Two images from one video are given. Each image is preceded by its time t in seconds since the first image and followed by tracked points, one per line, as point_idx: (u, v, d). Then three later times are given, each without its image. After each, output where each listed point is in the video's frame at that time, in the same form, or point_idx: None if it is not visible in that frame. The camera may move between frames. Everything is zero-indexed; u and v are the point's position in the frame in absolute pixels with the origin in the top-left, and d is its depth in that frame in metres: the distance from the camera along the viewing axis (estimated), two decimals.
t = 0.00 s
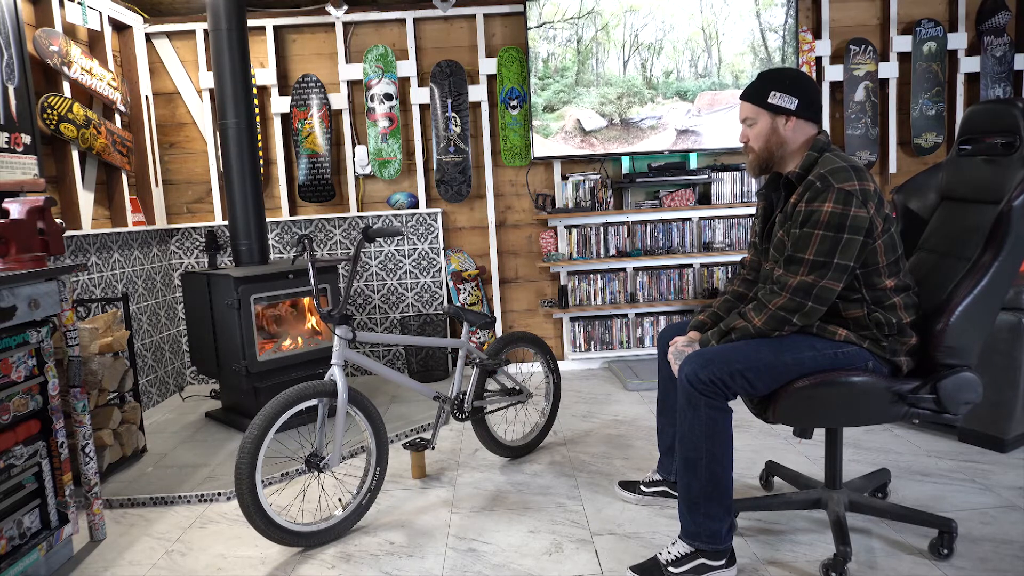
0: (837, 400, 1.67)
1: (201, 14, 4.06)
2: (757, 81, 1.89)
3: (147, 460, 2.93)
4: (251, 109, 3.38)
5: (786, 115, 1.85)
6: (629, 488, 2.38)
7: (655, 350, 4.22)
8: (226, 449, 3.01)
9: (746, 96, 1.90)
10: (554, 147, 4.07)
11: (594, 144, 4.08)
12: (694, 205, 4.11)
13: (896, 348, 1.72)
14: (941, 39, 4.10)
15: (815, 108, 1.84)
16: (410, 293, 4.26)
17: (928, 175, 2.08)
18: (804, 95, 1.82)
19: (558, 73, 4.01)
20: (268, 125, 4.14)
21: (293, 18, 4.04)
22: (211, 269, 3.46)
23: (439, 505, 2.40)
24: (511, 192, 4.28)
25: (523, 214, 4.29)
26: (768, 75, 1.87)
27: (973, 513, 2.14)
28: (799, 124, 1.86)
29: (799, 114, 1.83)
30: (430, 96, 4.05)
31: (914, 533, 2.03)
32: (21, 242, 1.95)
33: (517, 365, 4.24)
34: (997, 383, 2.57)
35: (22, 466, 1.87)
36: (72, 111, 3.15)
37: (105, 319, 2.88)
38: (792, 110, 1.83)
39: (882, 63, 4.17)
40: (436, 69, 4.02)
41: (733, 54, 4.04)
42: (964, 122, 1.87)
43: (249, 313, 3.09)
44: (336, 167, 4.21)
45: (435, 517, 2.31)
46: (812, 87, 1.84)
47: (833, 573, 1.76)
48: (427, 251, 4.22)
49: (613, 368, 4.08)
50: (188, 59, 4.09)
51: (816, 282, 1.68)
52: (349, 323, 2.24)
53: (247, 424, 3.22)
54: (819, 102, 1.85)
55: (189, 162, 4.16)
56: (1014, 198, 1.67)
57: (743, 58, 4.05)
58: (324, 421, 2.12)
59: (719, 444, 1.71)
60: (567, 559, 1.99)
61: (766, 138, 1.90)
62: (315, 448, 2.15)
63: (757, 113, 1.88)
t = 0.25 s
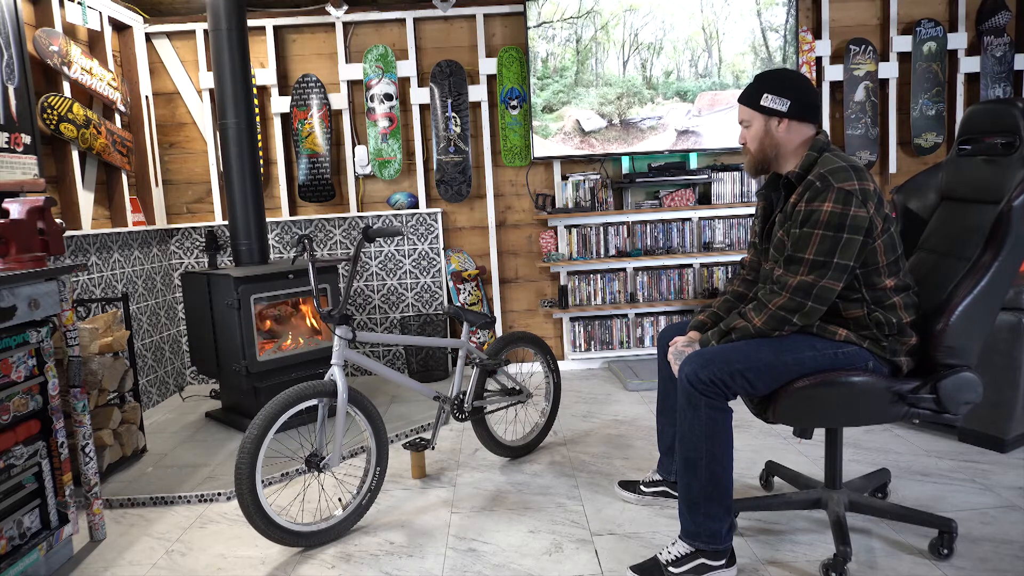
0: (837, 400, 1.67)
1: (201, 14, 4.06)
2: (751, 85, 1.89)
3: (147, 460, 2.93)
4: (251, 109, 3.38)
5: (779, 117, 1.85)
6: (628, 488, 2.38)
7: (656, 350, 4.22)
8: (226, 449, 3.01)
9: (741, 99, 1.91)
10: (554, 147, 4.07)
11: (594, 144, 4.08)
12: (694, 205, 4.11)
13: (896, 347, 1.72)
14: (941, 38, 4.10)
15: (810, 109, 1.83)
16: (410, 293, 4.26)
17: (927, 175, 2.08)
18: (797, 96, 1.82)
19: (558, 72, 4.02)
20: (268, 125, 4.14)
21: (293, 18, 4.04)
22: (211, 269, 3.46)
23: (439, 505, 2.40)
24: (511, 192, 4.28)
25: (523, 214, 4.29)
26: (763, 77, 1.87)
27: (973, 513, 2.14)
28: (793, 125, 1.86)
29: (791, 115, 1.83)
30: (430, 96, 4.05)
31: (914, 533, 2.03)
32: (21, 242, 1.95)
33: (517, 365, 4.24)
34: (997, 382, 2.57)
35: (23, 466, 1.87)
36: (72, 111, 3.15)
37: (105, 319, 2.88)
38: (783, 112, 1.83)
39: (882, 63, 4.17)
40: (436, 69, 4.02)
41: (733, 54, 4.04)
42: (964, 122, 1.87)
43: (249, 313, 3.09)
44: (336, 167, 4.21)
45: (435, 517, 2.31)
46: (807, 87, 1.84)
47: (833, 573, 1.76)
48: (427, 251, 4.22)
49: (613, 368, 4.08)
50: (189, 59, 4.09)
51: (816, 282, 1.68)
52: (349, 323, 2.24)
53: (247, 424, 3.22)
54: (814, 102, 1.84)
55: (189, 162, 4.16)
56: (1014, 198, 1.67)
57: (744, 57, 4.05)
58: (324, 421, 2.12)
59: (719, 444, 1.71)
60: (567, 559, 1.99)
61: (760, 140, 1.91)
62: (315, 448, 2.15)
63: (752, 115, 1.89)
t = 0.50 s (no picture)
0: (838, 400, 1.67)
1: (201, 14, 4.06)
2: (748, 87, 1.90)
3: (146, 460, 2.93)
4: (251, 109, 3.38)
5: (776, 118, 1.85)
6: (628, 488, 2.38)
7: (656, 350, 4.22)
8: (226, 449, 3.01)
9: (740, 101, 1.91)
10: (554, 147, 4.07)
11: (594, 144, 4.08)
12: (694, 205, 4.11)
13: (896, 347, 1.72)
14: (941, 38, 4.10)
15: (807, 108, 1.83)
16: (410, 293, 4.26)
17: (927, 175, 2.08)
18: (793, 97, 1.82)
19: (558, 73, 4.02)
20: (268, 125, 4.14)
21: (293, 18, 4.04)
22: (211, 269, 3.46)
23: (439, 505, 2.40)
24: (511, 192, 4.28)
25: (523, 214, 4.29)
26: (761, 78, 1.88)
27: (973, 513, 2.14)
28: (790, 125, 1.86)
29: (787, 116, 1.83)
30: (430, 96, 4.04)
31: (914, 533, 2.03)
32: (21, 242, 1.95)
33: (517, 365, 4.24)
34: (997, 382, 2.57)
35: (22, 466, 1.87)
36: (72, 111, 3.15)
37: (105, 319, 2.88)
38: (779, 113, 1.83)
39: (882, 63, 4.17)
40: (436, 69, 4.02)
41: (734, 53, 4.04)
42: (964, 122, 1.87)
43: (249, 313, 3.09)
44: (336, 167, 4.21)
45: (435, 517, 2.31)
46: (803, 87, 1.83)
47: (833, 573, 1.76)
48: (427, 251, 4.22)
49: (613, 368, 4.08)
50: (189, 59, 4.09)
51: (816, 282, 1.68)
52: (348, 323, 2.24)
53: (247, 424, 3.22)
54: (811, 101, 1.83)
55: (189, 162, 4.16)
56: (1014, 198, 1.67)
57: (745, 57, 4.05)
58: (324, 421, 2.12)
59: (720, 445, 1.71)
60: (567, 559, 1.99)
61: (758, 142, 1.91)
62: (315, 448, 2.15)
63: (750, 117, 1.89)
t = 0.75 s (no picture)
0: (838, 400, 1.67)
1: (201, 14, 4.06)
2: (747, 88, 1.90)
3: (146, 460, 2.93)
4: (251, 109, 3.38)
5: (774, 118, 1.85)
6: (628, 488, 2.38)
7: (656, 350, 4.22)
8: (226, 449, 3.01)
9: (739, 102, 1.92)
10: (554, 147, 4.07)
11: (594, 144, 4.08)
12: (694, 205, 4.11)
13: (896, 347, 1.72)
14: (941, 38, 4.10)
15: (805, 108, 1.83)
16: (410, 293, 4.26)
17: (926, 175, 2.08)
18: (792, 97, 1.82)
19: (557, 73, 4.02)
20: (268, 125, 4.14)
21: (293, 18, 4.04)
22: (211, 269, 3.46)
23: (439, 505, 2.40)
24: (511, 192, 4.28)
25: (523, 214, 4.29)
26: (759, 79, 1.88)
27: (973, 513, 2.14)
28: (789, 125, 1.86)
29: (786, 116, 1.83)
30: (430, 96, 4.05)
31: (914, 533, 2.03)
32: (21, 242, 1.95)
33: (517, 365, 4.24)
34: (997, 382, 2.57)
35: (22, 466, 1.87)
36: (72, 111, 3.15)
37: (105, 319, 2.88)
38: (778, 113, 1.84)
39: (882, 63, 4.17)
40: (436, 69, 4.02)
41: (734, 53, 4.04)
42: (963, 122, 1.87)
43: (249, 313, 3.09)
44: (336, 167, 4.21)
45: (435, 517, 2.31)
46: (802, 87, 1.83)
47: (833, 573, 1.76)
48: (427, 251, 4.22)
49: (613, 368, 4.08)
50: (189, 59, 4.10)
51: (816, 281, 1.68)
52: (349, 323, 2.24)
53: (247, 424, 3.22)
54: (810, 101, 1.83)
55: (189, 162, 4.16)
56: (1014, 198, 1.67)
57: (745, 57, 4.05)
58: (324, 421, 2.12)
59: (720, 445, 1.71)
60: (567, 559, 1.99)
61: (758, 142, 1.91)
62: (315, 448, 2.15)
63: (749, 117, 1.90)
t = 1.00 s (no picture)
0: (840, 400, 1.67)
1: (201, 14, 4.07)
2: (746, 90, 1.90)
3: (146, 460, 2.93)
4: (251, 109, 3.38)
5: (772, 120, 1.85)
6: (628, 488, 2.38)
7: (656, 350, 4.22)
8: (226, 449, 3.01)
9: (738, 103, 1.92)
10: (553, 147, 4.07)
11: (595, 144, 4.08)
12: (694, 205, 4.11)
13: (897, 347, 1.72)
14: (941, 38, 4.10)
15: (804, 109, 1.82)
16: (410, 293, 4.26)
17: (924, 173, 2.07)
18: (789, 97, 1.82)
19: (557, 73, 4.02)
20: (268, 125, 4.14)
21: (293, 18, 4.04)
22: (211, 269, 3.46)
23: (439, 505, 2.40)
24: (511, 192, 4.28)
25: (523, 214, 4.29)
26: (756, 81, 1.88)
27: (973, 513, 2.14)
28: (787, 127, 1.86)
29: (782, 118, 1.83)
30: (430, 96, 4.05)
31: (914, 533, 2.03)
32: (21, 242, 1.95)
33: (517, 365, 4.24)
34: (997, 382, 2.57)
35: (22, 466, 1.87)
36: (72, 112, 3.15)
37: (105, 319, 2.88)
38: (776, 115, 1.83)
39: (882, 63, 4.17)
40: (436, 69, 4.02)
41: (734, 54, 4.04)
42: (963, 121, 1.86)
43: (249, 313, 3.09)
44: (336, 167, 4.21)
45: (435, 516, 2.31)
46: (800, 88, 1.83)
47: (833, 573, 1.76)
48: (427, 251, 4.22)
49: (613, 368, 4.08)
50: (189, 59, 4.09)
51: (820, 279, 1.68)
52: (349, 323, 2.24)
53: (247, 423, 3.23)
54: (809, 101, 1.83)
55: (189, 162, 4.16)
56: (1014, 198, 1.66)
57: (746, 57, 4.05)
58: (324, 421, 2.11)
59: (722, 445, 1.70)
60: (567, 559, 1.99)
61: (757, 144, 1.91)
62: (315, 448, 2.15)
63: (747, 118, 1.90)
